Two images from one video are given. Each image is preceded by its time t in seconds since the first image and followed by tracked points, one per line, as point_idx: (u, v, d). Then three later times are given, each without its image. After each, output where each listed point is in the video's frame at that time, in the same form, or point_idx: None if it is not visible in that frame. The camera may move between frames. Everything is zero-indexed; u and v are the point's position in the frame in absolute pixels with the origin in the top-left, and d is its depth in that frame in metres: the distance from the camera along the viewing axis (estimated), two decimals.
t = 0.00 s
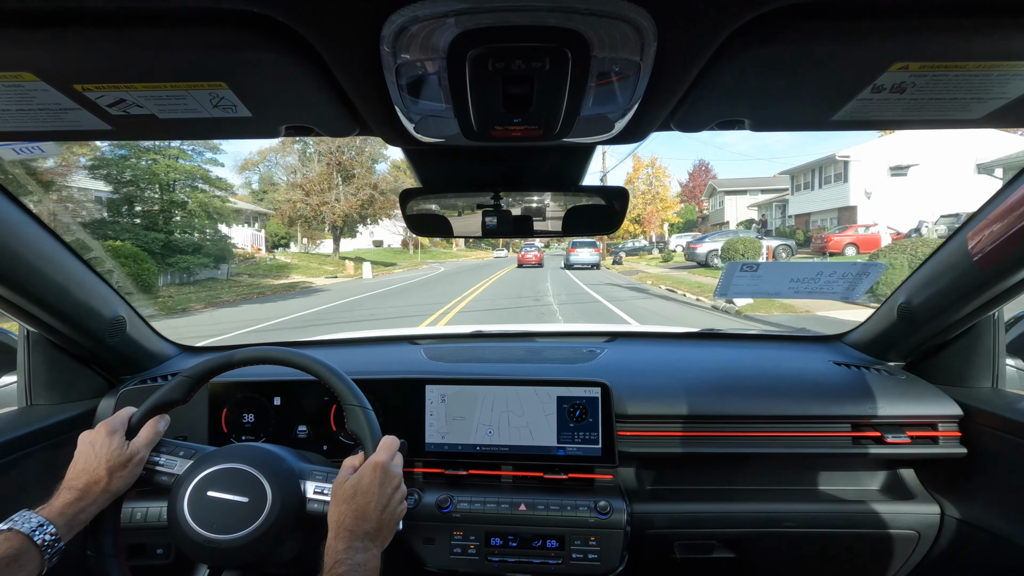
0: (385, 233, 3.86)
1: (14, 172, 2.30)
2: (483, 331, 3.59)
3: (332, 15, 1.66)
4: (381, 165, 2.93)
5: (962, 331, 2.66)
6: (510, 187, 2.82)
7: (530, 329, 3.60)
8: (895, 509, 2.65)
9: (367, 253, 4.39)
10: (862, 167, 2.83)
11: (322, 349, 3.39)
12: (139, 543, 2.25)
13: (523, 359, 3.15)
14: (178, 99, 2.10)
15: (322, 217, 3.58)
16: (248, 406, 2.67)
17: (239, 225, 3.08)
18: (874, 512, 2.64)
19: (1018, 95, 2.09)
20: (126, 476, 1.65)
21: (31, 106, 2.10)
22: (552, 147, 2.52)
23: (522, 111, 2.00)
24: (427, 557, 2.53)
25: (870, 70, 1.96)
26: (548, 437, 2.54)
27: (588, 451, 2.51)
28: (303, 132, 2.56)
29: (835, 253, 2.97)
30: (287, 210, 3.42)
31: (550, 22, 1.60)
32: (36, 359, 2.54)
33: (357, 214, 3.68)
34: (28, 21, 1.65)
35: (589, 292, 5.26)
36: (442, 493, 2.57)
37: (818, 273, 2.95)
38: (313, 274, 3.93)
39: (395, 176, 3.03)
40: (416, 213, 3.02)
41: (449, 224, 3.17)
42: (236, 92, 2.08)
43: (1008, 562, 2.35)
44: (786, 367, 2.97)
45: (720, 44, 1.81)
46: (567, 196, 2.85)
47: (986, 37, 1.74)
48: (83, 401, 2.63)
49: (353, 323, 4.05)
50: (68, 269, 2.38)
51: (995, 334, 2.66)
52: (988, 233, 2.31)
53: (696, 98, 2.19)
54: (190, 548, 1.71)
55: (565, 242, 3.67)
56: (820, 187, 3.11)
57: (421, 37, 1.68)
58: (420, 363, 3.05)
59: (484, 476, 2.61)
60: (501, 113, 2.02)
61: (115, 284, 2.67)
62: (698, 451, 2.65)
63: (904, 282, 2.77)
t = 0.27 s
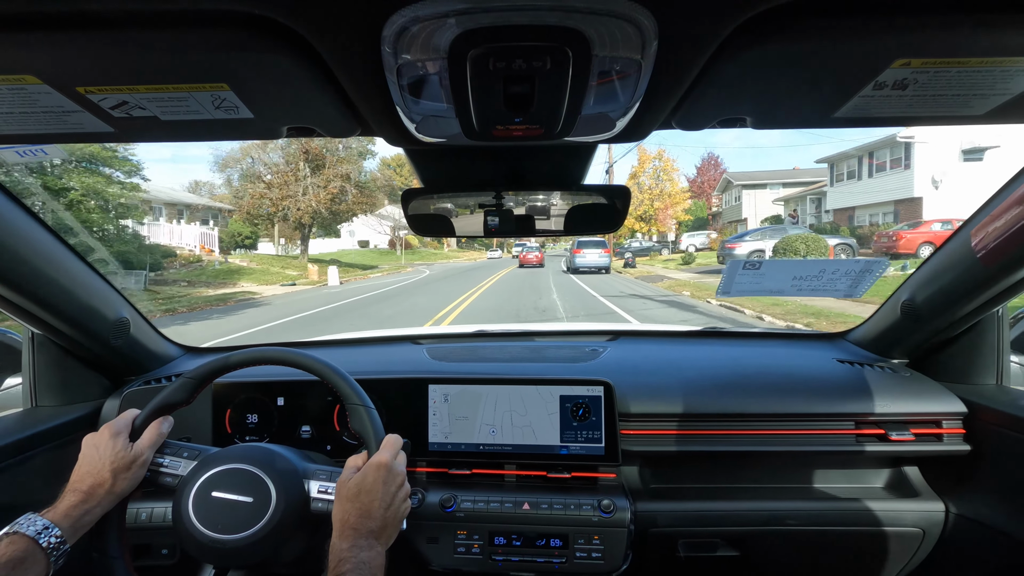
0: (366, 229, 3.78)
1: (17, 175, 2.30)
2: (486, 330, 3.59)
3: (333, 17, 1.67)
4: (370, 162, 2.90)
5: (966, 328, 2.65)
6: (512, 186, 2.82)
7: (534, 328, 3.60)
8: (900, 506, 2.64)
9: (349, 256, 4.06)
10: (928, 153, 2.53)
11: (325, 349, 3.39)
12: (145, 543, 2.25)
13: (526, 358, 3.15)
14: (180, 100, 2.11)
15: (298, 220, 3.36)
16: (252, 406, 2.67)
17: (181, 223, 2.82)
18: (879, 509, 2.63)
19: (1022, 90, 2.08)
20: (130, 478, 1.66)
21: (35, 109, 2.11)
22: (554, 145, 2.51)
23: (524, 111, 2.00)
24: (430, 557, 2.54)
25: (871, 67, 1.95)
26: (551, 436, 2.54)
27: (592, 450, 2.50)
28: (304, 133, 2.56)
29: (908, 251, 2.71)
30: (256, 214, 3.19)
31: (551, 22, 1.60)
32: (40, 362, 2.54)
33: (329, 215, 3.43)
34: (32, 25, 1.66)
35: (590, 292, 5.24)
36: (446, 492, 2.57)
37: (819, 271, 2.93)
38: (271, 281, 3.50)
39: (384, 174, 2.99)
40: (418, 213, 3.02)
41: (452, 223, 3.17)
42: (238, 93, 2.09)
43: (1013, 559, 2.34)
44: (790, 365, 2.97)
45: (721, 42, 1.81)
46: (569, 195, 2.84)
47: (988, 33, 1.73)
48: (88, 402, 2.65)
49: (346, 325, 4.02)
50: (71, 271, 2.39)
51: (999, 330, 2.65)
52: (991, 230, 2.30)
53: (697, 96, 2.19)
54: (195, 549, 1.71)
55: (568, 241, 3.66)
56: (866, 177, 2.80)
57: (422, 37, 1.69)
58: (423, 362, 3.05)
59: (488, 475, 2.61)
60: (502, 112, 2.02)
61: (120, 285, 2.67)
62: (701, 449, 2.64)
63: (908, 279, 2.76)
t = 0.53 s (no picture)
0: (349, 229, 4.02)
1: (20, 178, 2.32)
2: (488, 332, 3.59)
3: (335, 19, 1.67)
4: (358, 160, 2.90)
5: (971, 328, 2.64)
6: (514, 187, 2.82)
7: (536, 330, 3.60)
8: (904, 508, 2.63)
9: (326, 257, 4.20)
10: None
11: (328, 351, 3.40)
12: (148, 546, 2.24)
13: (528, 360, 3.15)
14: (182, 103, 2.12)
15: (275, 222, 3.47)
16: (254, 408, 2.67)
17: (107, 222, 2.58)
18: (884, 511, 2.61)
19: None
20: (133, 482, 1.66)
21: (39, 113, 2.12)
22: (555, 147, 2.52)
23: (525, 112, 2.00)
24: (433, 559, 2.54)
25: (873, 67, 1.95)
26: (553, 438, 2.53)
27: (594, 452, 2.49)
28: (307, 135, 2.57)
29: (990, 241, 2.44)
30: (230, 218, 3.23)
31: (552, 23, 1.60)
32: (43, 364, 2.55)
33: (301, 215, 3.49)
34: (36, 29, 1.67)
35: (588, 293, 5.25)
36: (448, 494, 2.57)
37: (822, 272, 2.92)
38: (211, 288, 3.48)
39: (374, 171, 2.99)
40: (420, 215, 3.03)
41: (453, 225, 3.18)
42: (241, 96, 2.09)
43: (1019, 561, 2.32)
44: (792, 366, 2.96)
45: (722, 42, 1.81)
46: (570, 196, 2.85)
47: (991, 32, 1.73)
48: (91, 404, 2.65)
49: (340, 328, 4.03)
50: (74, 273, 2.39)
51: (1003, 330, 2.63)
52: (994, 231, 2.30)
53: (699, 97, 2.19)
54: (198, 552, 1.71)
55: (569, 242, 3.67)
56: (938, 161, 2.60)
57: (423, 39, 1.69)
58: (425, 364, 3.05)
59: (490, 477, 2.61)
60: (504, 114, 2.02)
61: (122, 287, 2.68)
62: (703, 450, 2.64)
63: (911, 280, 2.76)
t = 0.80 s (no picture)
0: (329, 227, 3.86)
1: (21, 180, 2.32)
2: (489, 332, 3.59)
3: (336, 21, 1.67)
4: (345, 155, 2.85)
5: (973, 327, 2.64)
6: (515, 188, 2.82)
7: (537, 330, 3.60)
8: (906, 508, 2.62)
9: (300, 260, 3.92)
10: None
11: (329, 351, 3.40)
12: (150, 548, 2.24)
13: (529, 360, 3.15)
14: (184, 105, 2.12)
15: (228, 218, 3.23)
16: (256, 409, 2.68)
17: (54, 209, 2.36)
18: (886, 512, 2.61)
19: None
20: (134, 485, 1.68)
21: (40, 115, 2.13)
22: (556, 147, 2.52)
23: (527, 113, 2.01)
24: (435, 560, 2.54)
25: (874, 67, 1.95)
26: (555, 438, 2.53)
27: (596, 452, 2.49)
28: (308, 137, 2.57)
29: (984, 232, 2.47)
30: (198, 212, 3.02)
31: (554, 24, 1.60)
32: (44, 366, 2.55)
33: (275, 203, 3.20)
34: (38, 31, 1.67)
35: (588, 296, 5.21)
36: (450, 494, 2.57)
37: (824, 272, 2.93)
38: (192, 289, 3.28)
39: (362, 168, 2.93)
40: (421, 216, 3.03)
41: (455, 226, 3.18)
42: (242, 98, 2.10)
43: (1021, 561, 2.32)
44: (794, 366, 2.96)
45: (723, 43, 1.81)
46: (571, 197, 2.85)
47: (992, 32, 1.73)
48: (93, 405, 2.65)
49: (332, 332, 3.97)
50: (75, 274, 2.39)
51: (1006, 329, 2.63)
52: (996, 229, 2.29)
53: (699, 97, 2.19)
54: (201, 553, 1.71)
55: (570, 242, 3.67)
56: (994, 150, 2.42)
57: (425, 40, 1.69)
58: (426, 365, 3.05)
59: (492, 478, 2.61)
60: (505, 114, 2.02)
61: (122, 289, 2.68)
62: (705, 450, 2.64)
63: (913, 279, 2.76)
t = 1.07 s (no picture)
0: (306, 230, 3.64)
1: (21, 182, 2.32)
2: (490, 332, 3.59)
3: (336, 21, 1.67)
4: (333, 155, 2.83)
5: (975, 326, 2.64)
6: (516, 188, 2.82)
7: (537, 330, 3.60)
8: (907, 506, 2.62)
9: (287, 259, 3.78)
10: None
11: (330, 352, 3.40)
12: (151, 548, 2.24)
13: (530, 360, 3.15)
14: (184, 106, 2.12)
15: (202, 214, 3.01)
16: (257, 409, 2.68)
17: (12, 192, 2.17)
18: (888, 511, 2.61)
19: None
20: (135, 487, 1.68)
21: (40, 116, 2.13)
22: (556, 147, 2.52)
23: (526, 112, 2.00)
24: (436, 560, 2.54)
25: (874, 65, 1.95)
26: (556, 438, 2.53)
27: (597, 452, 2.49)
28: (308, 137, 2.57)
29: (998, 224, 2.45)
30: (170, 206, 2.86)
31: (553, 23, 1.60)
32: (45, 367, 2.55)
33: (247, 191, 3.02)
34: (38, 32, 1.67)
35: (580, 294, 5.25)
36: (451, 494, 2.58)
37: (825, 270, 2.91)
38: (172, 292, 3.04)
39: (350, 165, 2.93)
40: (421, 215, 3.03)
41: (455, 226, 3.18)
42: (242, 98, 2.10)
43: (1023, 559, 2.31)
44: (795, 364, 2.95)
45: (722, 42, 1.81)
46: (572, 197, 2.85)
47: (993, 29, 1.72)
48: (94, 406, 2.65)
49: (323, 335, 3.96)
50: (75, 275, 2.39)
51: (1007, 328, 2.63)
52: (997, 227, 2.29)
53: (699, 96, 2.19)
54: (203, 554, 1.71)
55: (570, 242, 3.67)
56: None
57: (424, 40, 1.69)
58: (427, 365, 3.05)
59: (493, 478, 2.61)
60: (505, 114, 2.01)
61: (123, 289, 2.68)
62: (706, 450, 2.64)
63: (913, 278, 2.76)
